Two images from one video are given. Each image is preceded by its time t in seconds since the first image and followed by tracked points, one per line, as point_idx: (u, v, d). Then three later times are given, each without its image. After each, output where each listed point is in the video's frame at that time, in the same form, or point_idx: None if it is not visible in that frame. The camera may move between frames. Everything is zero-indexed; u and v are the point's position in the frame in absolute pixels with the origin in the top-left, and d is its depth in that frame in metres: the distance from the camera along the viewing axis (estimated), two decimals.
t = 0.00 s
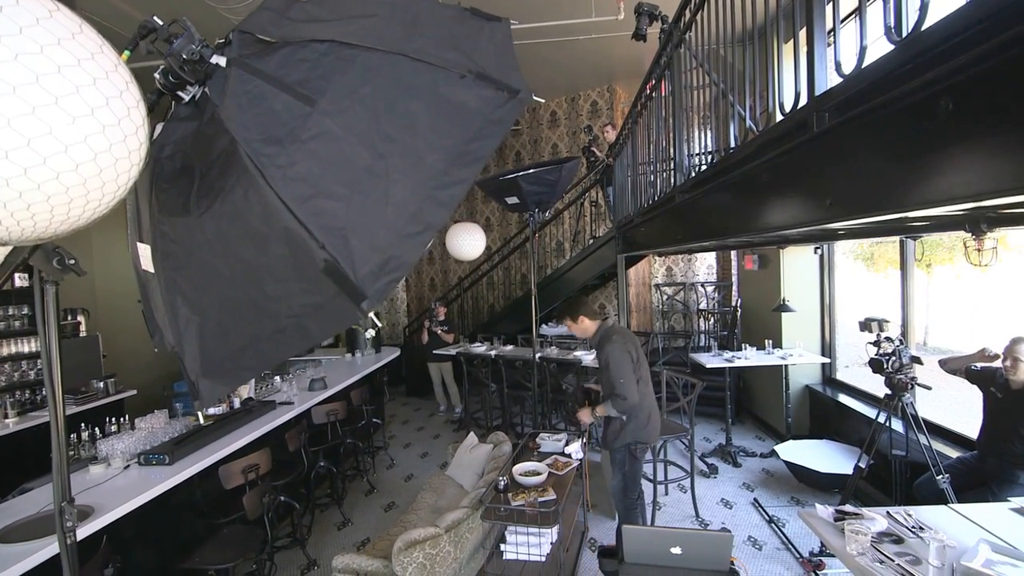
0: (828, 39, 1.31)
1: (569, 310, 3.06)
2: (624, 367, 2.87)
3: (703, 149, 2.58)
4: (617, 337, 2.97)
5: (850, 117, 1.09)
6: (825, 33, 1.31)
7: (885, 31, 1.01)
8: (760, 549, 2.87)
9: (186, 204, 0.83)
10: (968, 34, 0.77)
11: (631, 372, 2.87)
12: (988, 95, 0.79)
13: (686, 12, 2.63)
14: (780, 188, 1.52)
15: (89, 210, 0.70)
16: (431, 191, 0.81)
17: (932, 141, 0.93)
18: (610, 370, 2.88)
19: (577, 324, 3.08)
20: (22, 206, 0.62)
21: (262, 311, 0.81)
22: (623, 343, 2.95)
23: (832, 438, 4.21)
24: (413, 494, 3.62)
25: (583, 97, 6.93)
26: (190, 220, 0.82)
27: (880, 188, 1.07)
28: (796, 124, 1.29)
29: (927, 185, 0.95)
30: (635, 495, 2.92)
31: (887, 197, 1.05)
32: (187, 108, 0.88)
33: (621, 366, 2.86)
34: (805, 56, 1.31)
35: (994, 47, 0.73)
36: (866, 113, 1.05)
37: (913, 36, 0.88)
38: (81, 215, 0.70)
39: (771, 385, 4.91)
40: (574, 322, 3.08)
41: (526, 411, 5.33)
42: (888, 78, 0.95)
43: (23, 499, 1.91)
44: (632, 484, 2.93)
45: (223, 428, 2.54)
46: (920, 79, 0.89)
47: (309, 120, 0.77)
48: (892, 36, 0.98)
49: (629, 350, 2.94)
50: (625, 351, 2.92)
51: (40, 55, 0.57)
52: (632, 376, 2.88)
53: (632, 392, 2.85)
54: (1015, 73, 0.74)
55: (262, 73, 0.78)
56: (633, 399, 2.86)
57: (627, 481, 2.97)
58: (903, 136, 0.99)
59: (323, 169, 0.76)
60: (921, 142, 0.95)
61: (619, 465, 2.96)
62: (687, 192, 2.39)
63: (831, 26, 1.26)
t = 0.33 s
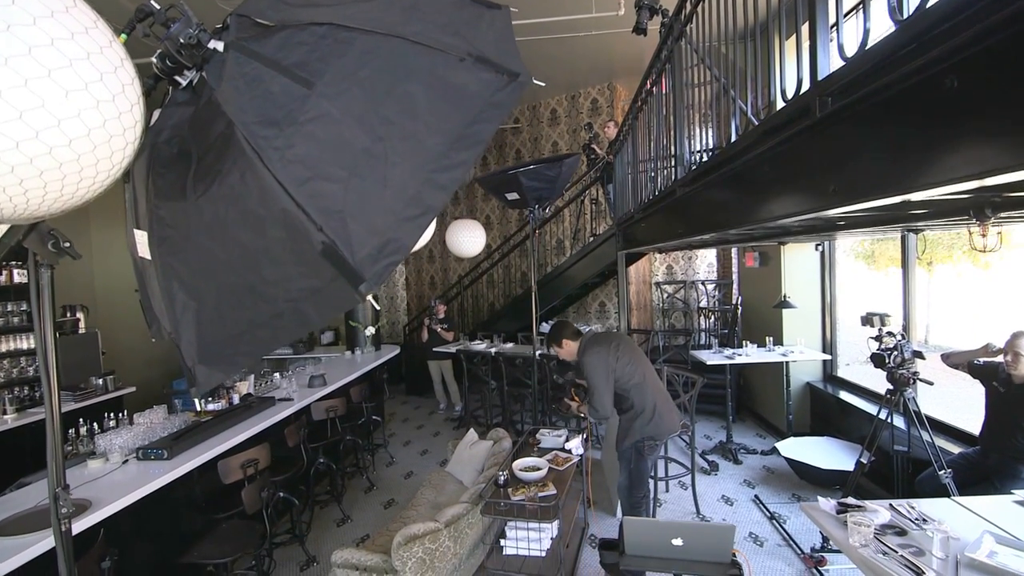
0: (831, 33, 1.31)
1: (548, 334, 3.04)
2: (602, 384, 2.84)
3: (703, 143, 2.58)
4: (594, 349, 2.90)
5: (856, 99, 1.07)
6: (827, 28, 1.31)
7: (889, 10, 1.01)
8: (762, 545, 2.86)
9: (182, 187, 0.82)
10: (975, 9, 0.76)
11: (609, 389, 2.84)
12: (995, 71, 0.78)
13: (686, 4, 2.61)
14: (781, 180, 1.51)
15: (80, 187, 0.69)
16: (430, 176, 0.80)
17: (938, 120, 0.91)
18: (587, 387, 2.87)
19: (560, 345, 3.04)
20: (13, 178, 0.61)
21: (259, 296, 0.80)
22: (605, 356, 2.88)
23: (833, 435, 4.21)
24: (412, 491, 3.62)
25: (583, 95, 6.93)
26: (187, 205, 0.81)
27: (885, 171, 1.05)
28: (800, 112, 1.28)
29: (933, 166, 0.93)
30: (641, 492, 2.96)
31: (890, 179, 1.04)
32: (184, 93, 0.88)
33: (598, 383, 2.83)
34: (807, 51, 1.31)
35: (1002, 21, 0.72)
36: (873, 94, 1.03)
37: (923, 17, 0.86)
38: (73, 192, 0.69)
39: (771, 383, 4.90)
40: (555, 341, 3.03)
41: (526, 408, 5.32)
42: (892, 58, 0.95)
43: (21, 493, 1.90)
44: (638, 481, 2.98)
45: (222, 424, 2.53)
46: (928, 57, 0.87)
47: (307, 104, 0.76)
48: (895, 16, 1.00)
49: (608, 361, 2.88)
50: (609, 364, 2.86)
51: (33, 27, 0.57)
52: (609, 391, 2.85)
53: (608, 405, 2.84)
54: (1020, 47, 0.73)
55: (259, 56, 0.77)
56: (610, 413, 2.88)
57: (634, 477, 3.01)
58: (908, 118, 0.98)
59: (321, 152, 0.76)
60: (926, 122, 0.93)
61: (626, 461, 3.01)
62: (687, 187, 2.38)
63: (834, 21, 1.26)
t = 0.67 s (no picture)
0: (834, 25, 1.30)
1: (545, 341, 3.11)
2: (598, 382, 2.84)
3: (703, 137, 2.57)
4: (590, 347, 2.90)
5: (861, 83, 1.06)
6: (831, 20, 1.29)
7: None
8: (763, 542, 2.85)
9: (180, 172, 0.81)
10: None
11: (605, 386, 2.83)
12: (1000, 50, 0.77)
13: None
14: (783, 172, 1.50)
15: (76, 165, 0.69)
16: (431, 161, 0.80)
17: (940, 105, 0.90)
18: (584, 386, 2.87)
19: (558, 352, 3.13)
20: (7, 154, 0.61)
21: (256, 281, 0.79)
22: (600, 354, 2.87)
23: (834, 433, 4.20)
24: (412, 488, 3.61)
25: (583, 93, 6.92)
26: (184, 189, 0.80)
27: (889, 155, 1.04)
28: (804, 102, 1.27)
29: (937, 149, 0.93)
30: (644, 487, 2.96)
31: (892, 164, 1.03)
32: (184, 80, 0.86)
33: (594, 380, 2.83)
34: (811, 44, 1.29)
35: None
36: (879, 77, 1.02)
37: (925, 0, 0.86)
38: (70, 171, 0.69)
39: (773, 381, 4.89)
40: (551, 352, 3.13)
41: (526, 406, 5.32)
42: (895, 41, 0.94)
43: (20, 488, 1.90)
44: (640, 478, 2.95)
45: (221, 419, 2.53)
46: (931, 39, 0.87)
47: (305, 88, 0.75)
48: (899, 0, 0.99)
49: (605, 359, 2.87)
50: (604, 361, 2.86)
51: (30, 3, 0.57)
52: (606, 389, 2.84)
53: (605, 403, 2.83)
54: None
55: (258, 40, 0.76)
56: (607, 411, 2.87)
57: (636, 473, 2.98)
58: (912, 101, 0.97)
59: (320, 136, 0.75)
60: (930, 105, 0.93)
61: (627, 457, 2.96)
62: (687, 180, 2.37)
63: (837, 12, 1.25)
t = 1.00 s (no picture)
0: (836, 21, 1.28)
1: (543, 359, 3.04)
2: (597, 381, 2.82)
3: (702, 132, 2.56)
4: (588, 347, 2.88)
5: (862, 70, 1.06)
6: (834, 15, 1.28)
7: None
8: (764, 539, 2.84)
9: (178, 158, 0.81)
10: None
11: (604, 384, 2.83)
12: (1001, 32, 0.77)
13: None
14: (785, 164, 1.49)
15: (72, 146, 0.70)
16: (431, 146, 0.79)
17: (942, 89, 0.90)
18: (582, 386, 2.86)
19: (557, 365, 3.04)
20: (3, 133, 0.62)
21: (254, 267, 0.79)
22: (598, 353, 2.86)
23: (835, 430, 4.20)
24: (412, 485, 3.61)
25: (584, 91, 6.92)
26: (183, 175, 0.80)
27: (893, 140, 1.03)
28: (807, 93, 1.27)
29: (939, 134, 0.92)
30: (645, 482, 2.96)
31: (896, 151, 1.02)
32: (182, 67, 0.84)
33: (592, 379, 2.82)
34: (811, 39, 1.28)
35: None
36: (879, 63, 1.02)
37: None
38: (65, 152, 0.70)
39: (774, 379, 4.89)
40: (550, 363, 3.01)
41: (526, 404, 5.32)
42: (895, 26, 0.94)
43: (19, 482, 1.90)
44: (641, 473, 2.96)
45: (221, 416, 2.53)
46: (933, 22, 0.86)
47: (304, 73, 0.75)
48: None
49: (603, 358, 2.86)
50: (602, 359, 2.85)
51: None
52: (604, 387, 2.83)
53: (603, 402, 2.81)
54: None
55: (256, 26, 0.76)
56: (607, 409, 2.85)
57: (638, 469, 2.98)
58: (916, 87, 0.96)
59: (319, 121, 0.74)
60: (935, 90, 0.91)
61: (629, 453, 2.97)
62: (687, 174, 2.36)
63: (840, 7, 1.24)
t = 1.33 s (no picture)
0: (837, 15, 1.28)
1: (541, 359, 3.01)
2: (597, 377, 2.82)
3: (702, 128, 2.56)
4: (587, 344, 2.88)
5: (862, 56, 1.06)
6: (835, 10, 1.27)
7: None
8: (765, 535, 2.84)
9: (176, 144, 0.81)
10: None
11: (604, 380, 2.82)
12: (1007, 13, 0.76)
13: None
14: (786, 157, 1.49)
15: (69, 127, 0.70)
16: (430, 132, 0.78)
17: (946, 73, 0.90)
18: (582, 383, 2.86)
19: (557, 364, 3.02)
20: None
21: (252, 253, 0.78)
22: (598, 350, 2.86)
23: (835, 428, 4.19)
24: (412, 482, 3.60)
25: (584, 89, 6.92)
26: (182, 160, 0.79)
27: (893, 128, 1.03)
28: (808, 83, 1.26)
29: (943, 119, 0.92)
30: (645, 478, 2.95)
31: (897, 138, 1.02)
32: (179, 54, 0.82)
33: (592, 376, 2.82)
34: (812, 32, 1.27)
35: None
36: (880, 49, 1.01)
37: None
38: (62, 132, 0.71)
39: (774, 377, 4.88)
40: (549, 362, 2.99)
41: (526, 402, 5.32)
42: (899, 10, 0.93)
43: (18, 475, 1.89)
44: (642, 468, 2.96)
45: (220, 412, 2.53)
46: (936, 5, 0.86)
47: (303, 57, 0.74)
48: None
49: (603, 354, 2.86)
50: (602, 356, 2.85)
51: None
52: (604, 384, 2.83)
53: (603, 399, 2.80)
54: None
55: (254, 10, 0.75)
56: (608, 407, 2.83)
57: (639, 465, 2.97)
58: (921, 73, 0.95)
59: (318, 106, 0.74)
60: (940, 75, 0.91)
61: (629, 448, 2.97)
62: (688, 170, 2.36)
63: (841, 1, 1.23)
